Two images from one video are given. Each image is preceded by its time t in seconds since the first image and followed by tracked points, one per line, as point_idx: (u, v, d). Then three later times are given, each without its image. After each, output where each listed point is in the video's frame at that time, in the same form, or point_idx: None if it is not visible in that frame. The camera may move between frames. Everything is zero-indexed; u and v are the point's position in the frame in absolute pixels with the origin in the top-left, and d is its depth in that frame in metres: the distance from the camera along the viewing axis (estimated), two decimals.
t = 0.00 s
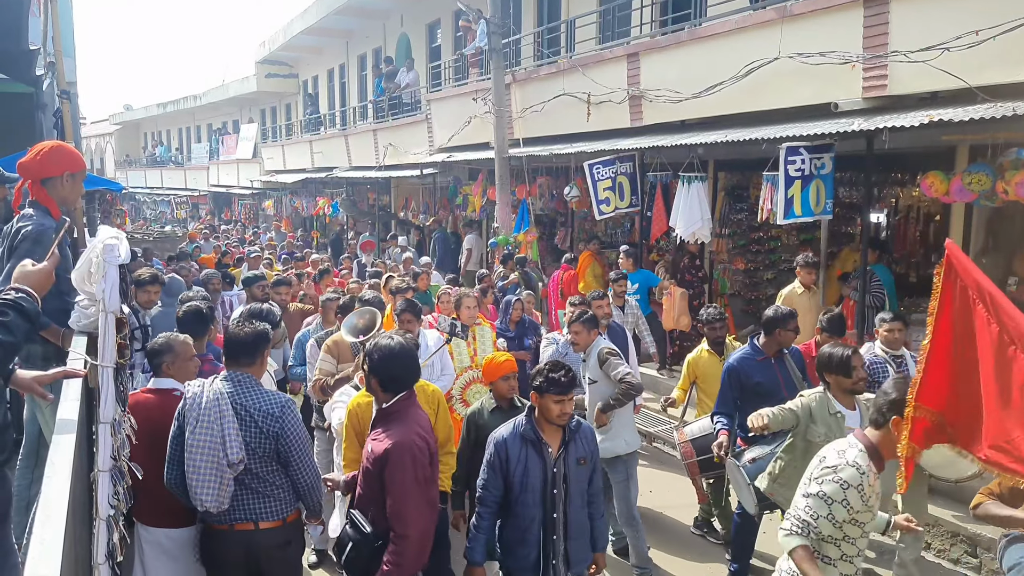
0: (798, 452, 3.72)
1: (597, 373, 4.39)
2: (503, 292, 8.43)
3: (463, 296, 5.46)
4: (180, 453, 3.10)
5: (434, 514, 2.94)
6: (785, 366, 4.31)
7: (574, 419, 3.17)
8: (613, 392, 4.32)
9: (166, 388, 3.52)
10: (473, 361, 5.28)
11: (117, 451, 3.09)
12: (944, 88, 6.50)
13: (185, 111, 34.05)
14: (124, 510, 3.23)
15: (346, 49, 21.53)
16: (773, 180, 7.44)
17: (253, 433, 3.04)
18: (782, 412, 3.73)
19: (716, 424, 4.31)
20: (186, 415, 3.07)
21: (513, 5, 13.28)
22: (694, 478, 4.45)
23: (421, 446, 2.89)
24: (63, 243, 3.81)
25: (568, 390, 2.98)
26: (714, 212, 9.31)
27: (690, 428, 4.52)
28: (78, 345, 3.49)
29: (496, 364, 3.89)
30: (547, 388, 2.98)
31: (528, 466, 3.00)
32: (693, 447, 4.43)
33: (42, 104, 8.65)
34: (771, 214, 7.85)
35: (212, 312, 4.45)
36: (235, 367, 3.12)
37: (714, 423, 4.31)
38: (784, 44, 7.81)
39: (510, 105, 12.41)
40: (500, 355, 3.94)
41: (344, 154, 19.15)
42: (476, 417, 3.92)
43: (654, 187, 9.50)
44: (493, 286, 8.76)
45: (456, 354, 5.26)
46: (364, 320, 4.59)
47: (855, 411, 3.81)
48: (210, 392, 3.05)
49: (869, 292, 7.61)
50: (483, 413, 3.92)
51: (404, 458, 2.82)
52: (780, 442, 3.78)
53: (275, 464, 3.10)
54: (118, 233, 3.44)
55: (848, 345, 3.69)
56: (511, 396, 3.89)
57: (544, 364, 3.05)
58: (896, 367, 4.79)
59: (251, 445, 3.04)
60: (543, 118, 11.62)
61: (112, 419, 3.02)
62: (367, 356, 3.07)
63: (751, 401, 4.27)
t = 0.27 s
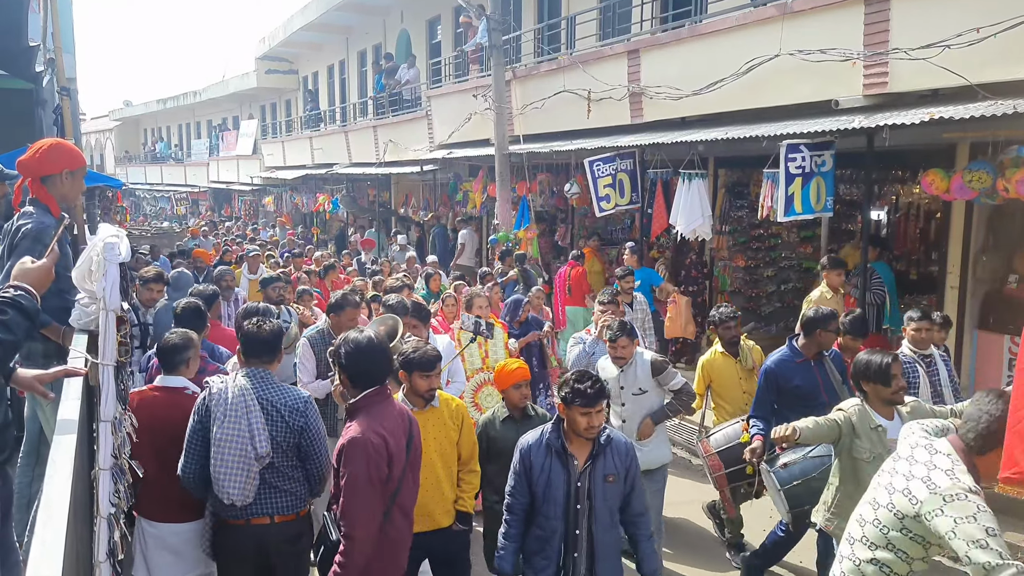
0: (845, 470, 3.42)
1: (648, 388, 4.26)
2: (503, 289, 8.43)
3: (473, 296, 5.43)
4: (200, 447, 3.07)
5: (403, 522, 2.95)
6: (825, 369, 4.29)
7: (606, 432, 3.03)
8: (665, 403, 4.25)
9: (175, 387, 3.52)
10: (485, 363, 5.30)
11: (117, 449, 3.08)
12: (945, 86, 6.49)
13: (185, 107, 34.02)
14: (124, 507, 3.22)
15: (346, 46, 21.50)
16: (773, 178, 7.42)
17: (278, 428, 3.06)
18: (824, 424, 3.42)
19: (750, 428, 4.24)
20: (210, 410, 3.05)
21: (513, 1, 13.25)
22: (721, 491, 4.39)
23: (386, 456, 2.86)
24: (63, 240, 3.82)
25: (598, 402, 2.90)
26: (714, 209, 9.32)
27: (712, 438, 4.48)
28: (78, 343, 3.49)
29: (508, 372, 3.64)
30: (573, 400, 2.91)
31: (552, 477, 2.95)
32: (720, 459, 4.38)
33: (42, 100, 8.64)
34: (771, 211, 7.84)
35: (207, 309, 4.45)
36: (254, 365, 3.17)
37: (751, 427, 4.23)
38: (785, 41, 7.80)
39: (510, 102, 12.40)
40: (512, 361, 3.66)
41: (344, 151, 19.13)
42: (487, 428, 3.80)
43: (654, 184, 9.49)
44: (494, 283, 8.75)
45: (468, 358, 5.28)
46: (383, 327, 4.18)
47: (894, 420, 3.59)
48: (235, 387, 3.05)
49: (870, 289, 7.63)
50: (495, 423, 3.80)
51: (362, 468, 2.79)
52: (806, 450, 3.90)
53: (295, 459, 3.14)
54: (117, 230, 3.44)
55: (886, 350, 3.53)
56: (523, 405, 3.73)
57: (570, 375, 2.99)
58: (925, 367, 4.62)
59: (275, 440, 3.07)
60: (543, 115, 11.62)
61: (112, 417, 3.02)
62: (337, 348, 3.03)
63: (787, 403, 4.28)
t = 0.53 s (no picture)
0: (886, 492, 3.24)
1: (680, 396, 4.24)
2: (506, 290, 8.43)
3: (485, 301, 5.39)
4: (220, 446, 3.11)
5: (371, 531, 2.86)
6: (858, 374, 4.10)
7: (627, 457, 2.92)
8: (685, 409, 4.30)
9: (190, 384, 3.56)
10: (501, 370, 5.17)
11: (118, 451, 3.07)
12: (946, 87, 6.49)
13: (186, 107, 34.03)
14: (126, 509, 3.20)
15: (347, 46, 21.49)
16: (774, 178, 7.41)
17: (301, 419, 3.22)
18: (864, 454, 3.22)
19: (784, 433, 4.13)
20: (236, 408, 3.11)
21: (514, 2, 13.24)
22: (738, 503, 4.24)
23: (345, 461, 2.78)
24: (65, 242, 3.82)
25: (606, 419, 2.83)
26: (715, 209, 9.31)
27: (729, 447, 4.29)
28: (80, 346, 3.49)
29: (513, 376, 3.60)
30: (579, 417, 2.86)
31: (569, 508, 2.83)
32: (739, 470, 4.19)
33: (43, 102, 8.65)
34: (772, 212, 7.83)
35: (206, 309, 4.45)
36: (261, 360, 3.26)
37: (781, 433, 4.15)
38: (786, 42, 7.79)
39: (511, 103, 12.40)
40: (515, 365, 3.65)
41: (345, 151, 19.12)
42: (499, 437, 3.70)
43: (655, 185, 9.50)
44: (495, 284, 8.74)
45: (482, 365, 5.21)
46: (394, 336, 4.16)
47: (939, 439, 3.34)
48: (257, 383, 3.16)
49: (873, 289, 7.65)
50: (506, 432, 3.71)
51: (315, 472, 2.71)
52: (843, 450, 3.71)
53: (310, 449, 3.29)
54: (119, 234, 3.47)
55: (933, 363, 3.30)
56: (532, 410, 3.66)
57: (575, 395, 2.95)
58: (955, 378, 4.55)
59: (299, 430, 3.21)
60: (543, 116, 11.62)
61: (113, 419, 3.01)
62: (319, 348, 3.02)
63: (816, 411, 4.14)
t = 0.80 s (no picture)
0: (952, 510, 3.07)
1: (696, 406, 4.19)
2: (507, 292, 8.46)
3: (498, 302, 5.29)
4: (230, 453, 3.20)
5: (337, 534, 2.92)
6: (892, 393, 3.98)
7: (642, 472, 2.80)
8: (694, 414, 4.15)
9: (187, 383, 3.60)
10: (516, 375, 5.14)
11: (119, 456, 3.09)
12: (946, 90, 6.49)
13: (188, 108, 34.08)
14: (127, 513, 3.22)
15: (349, 48, 21.51)
16: (775, 180, 7.42)
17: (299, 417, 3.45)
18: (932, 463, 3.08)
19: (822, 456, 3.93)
20: (246, 414, 3.23)
21: (515, 4, 13.26)
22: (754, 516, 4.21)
23: (309, 468, 2.83)
24: (67, 247, 3.84)
25: (618, 433, 2.68)
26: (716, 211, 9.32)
27: (750, 461, 4.29)
28: (81, 350, 3.50)
29: (531, 387, 3.31)
30: (591, 430, 2.70)
31: (589, 538, 2.65)
32: (756, 485, 4.19)
33: (45, 105, 8.67)
34: (772, 214, 7.83)
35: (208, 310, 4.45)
36: (250, 365, 3.40)
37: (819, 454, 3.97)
38: (786, 45, 7.80)
39: (512, 105, 12.42)
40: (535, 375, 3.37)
41: (346, 153, 19.13)
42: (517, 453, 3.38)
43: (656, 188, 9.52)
44: (496, 286, 8.75)
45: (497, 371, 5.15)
46: (394, 351, 4.13)
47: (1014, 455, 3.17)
48: (263, 387, 3.32)
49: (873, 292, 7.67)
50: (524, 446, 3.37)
51: (278, 475, 2.79)
52: (883, 475, 3.58)
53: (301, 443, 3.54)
54: (121, 239, 3.48)
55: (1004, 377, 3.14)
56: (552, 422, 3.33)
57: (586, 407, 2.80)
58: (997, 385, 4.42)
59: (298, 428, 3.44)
60: (544, 118, 11.64)
61: (116, 424, 3.03)
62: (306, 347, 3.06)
63: (854, 430, 3.98)
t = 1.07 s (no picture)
0: None
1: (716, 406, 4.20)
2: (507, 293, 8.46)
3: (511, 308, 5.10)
4: (225, 450, 3.26)
5: (308, 542, 2.85)
6: (931, 398, 3.87)
7: (666, 489, 2.63)
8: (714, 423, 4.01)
9: (175, 380, 3.66)
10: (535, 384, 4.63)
11: (118, 459, 3.09)
12: (945, 92, 6.49)
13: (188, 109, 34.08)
14: (126, 516, 3.22)
15: (349, 49, 21.51)
16: (775, 182, 7.42)
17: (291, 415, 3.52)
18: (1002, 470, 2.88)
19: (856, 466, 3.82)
20: (242, 414, 3.28)
21: (515, 6, 13.26)
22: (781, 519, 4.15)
23: (282, 469, 2.80)
24: (67, 251, 3.85)
25: (640, 450, 2.52)
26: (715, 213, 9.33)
27: (774, 461, 4.24)
28: (81, 354, 3.50)
29: (565, 401, 3.28)
30: (613, 447, 2.54)
31: (613, 562, 2.51)
32: (782, 484, 4.13)
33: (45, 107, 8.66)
34: (772, 216, 7.83)
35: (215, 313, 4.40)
36: (244, 366, 3.49)
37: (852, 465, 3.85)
38: (786, 47, 7.81)
39: (512, 106, 12.42)
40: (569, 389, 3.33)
41: (346, 154, 19.12)
42: (544, 463, 3.36)
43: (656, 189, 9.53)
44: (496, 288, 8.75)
45: (515, 377, 4.63)
46: (389, 350, 3.76)
47: None
48: (257, 387, 3.38)
49: (873, 293, 7.64)
50: (552, 458, 3.35)
51: (249, 474, 2.78)
52: (924, 488, 3.58)
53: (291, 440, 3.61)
54: (120, 242, 3.48)
55: None
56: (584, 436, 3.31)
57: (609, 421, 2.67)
58: None
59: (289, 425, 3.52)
60: (544, 119, 11.65)
61: (115, 427, 3.03)
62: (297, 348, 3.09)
63: (890, 436, 3.90)
